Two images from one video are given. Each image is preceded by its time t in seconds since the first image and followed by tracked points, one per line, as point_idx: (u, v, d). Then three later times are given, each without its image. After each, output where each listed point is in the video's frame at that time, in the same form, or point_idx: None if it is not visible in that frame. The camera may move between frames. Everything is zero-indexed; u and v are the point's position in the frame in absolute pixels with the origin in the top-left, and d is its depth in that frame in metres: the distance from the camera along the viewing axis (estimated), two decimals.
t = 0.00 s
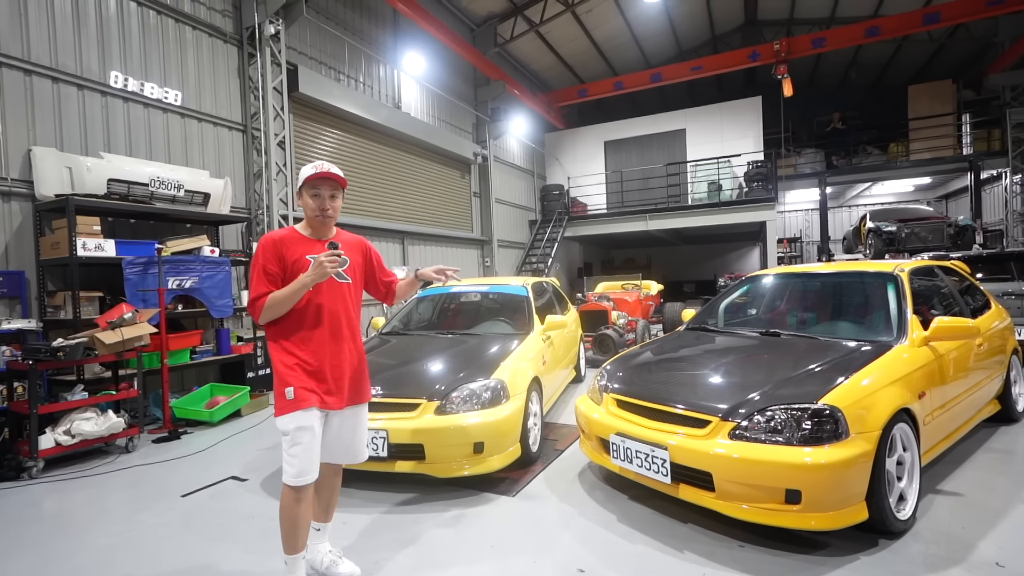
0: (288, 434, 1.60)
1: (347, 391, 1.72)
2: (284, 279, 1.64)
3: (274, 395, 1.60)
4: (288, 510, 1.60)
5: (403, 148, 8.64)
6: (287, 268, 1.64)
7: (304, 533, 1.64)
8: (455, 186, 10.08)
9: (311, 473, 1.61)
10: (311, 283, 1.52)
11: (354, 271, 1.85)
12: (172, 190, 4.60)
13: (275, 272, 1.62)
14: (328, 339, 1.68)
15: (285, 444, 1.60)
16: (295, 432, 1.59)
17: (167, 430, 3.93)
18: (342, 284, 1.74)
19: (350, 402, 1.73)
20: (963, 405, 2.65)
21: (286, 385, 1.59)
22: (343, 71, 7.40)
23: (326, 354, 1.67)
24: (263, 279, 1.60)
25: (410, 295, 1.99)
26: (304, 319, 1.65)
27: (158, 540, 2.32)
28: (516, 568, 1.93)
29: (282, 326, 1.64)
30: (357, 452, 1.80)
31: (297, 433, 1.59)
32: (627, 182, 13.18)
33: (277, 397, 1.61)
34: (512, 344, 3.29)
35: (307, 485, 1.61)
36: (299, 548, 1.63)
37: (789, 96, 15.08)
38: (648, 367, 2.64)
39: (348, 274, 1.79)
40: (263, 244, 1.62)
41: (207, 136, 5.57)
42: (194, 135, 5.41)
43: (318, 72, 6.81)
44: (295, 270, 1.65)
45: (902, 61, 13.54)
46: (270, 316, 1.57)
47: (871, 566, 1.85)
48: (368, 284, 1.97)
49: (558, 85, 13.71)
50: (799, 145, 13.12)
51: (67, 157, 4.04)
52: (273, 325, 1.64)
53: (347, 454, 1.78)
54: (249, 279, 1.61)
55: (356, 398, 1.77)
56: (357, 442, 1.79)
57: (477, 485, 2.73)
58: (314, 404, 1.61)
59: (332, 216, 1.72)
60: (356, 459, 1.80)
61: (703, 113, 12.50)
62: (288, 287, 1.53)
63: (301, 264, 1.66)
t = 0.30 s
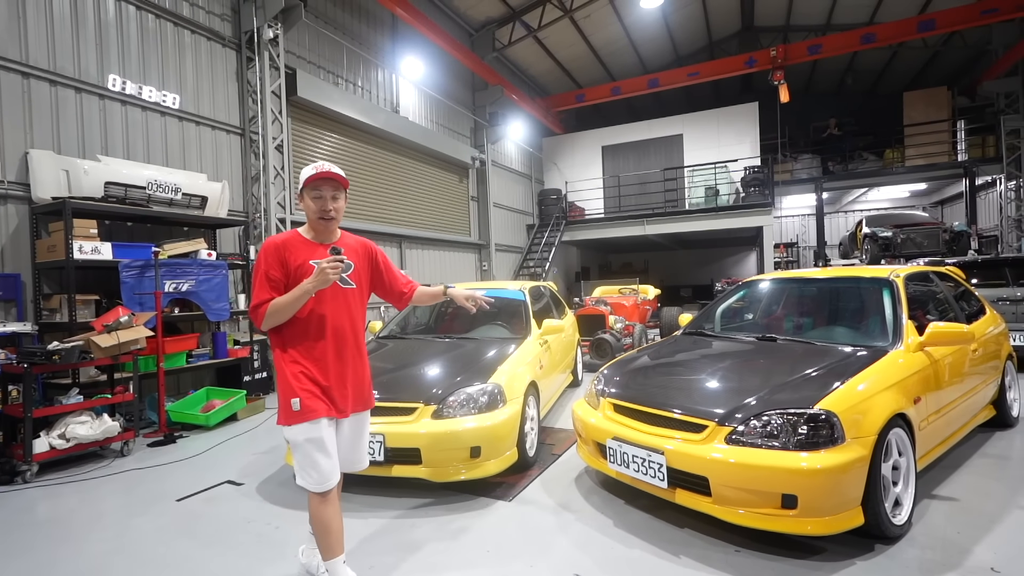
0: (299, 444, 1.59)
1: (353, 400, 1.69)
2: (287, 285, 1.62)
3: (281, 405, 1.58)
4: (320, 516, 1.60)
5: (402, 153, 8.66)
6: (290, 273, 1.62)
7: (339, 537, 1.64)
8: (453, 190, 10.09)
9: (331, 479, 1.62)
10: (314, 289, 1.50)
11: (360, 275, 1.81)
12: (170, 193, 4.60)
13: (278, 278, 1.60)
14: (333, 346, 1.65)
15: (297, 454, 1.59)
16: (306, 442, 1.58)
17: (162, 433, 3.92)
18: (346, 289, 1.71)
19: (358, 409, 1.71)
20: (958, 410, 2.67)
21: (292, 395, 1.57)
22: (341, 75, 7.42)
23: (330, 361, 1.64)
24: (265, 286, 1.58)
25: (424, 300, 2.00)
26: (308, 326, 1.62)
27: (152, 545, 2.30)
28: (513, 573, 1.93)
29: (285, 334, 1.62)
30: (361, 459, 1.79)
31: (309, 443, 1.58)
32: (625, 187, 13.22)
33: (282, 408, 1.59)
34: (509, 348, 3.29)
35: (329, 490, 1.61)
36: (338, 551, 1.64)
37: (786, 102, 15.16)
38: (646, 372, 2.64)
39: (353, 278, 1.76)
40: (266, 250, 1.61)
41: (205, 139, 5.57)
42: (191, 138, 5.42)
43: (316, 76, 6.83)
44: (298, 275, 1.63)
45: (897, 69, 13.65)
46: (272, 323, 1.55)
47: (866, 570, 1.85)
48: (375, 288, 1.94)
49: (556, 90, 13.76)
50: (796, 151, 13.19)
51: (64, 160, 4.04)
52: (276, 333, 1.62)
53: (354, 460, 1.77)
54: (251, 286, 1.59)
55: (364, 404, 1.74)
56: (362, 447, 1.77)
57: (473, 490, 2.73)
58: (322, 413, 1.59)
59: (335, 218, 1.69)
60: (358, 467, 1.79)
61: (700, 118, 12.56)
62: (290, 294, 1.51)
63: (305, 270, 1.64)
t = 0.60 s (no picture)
0: (308, 449, 1.51)
1: (364, 403, 1.63)
2: (296, 284, 1.52)
3: (289, 410, 1.49)
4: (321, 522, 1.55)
5: (397, 154, 8.65)
6: (299, 271, 1.53)
7: (342, 541, 1.59)
8: (449, 190, 10.09)
9: (338, 486, 1.55)
10: (329, 287, 1.42)
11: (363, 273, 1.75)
12: (164, 194, 4.58)
13: (287, 277, 1.50)
14: (343, 347, 1.59)
15: (305, 460, 1.51)
16: (316, 447, 1.51)
17: (156, 436, 3.89)
18: (354, 289, 1.64)
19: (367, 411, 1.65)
20: (949, 410, 2.69)
21: (303, 400, 1.48)
22: (336, 76, 7.40)
23: (341, 363, 1.58)
24: (274, 284, 1.48)
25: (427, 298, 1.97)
26: (318, 328, 1.54)
27: (145, 547, 2.29)
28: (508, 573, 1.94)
29: (293, 336, 1.52)
30: (368, 461, 1.72)
31: (319, 448, 1.51)
32: (620, 188, 13.25)
33: (290, 413, 1.50)
34: (504, 349, 3.30)
35: (333, 498, 1.55)
36: (339, 557, 1.57)
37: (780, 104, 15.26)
38: (641, 373, 2.65)
39: (359, 277, 1.70)
40: (272, 246, 1.50)
41: (199, 140, 5.56)
42: (186, 138, 5.40)
43: (311, 76, 6.81)
44: (307, 274, 1.54)
45: (890, 71, 13.78)
46: (283, 324, 1.46)
47: (858, 569, 1.86)
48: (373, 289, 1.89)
49: (552, 92, 13.79)
50: (790, 153, 13.28)
51: (56, 160, 4.00)
52: (283, 335, 1.52)
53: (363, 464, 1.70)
54: (257, 285, 1.48)
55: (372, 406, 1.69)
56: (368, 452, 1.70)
57: (469, 491, 2.73)
58: (335, 417, 1.52)
59: (344, 213, 1.61)
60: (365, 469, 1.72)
61: (695, 120, 12.61)
62: (303, 293, 1.42)
63: (314, 267, 1.55)
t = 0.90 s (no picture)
0: (303, 461, 1.41)
1: (364, 412, 1.55)
2: (297, 286, 1.41)
3: (286, 420, 1.37)
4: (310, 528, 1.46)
5: (389, 155, 8.63)
6: (301, 272, 1.42)
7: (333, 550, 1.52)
8: (441, 192, 10.07)
9: (330, 499, 1.45)
10: (336, 289, 1.34)
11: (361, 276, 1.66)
12: (153, 194, 4.54)
13: (288, 277, 1.38)
14: (344, 353, 1.50)
15: (299, 473, 1.40)
16: (312, 459, 1.41)
17: (144, 439, 3.85)
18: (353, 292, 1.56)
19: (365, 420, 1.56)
20: (934, 410, 2.73)
21: (302, 409, 1.38)
22: (328, 77, 7.38)
23: (341, 370, 1.48)
24: (276, 285, 1.35)
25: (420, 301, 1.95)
26: (319, 333, 1.43)
27: (132, 552, 2.27)
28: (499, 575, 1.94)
29: (292, 341, 1.40)
30: (369, 471, 1.63)
31: (315, 460, 1.41)
32: (612, 191, 13.32)
33: (286, 424, 1.38)
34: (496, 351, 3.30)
35: (325, 512, 1.45)
36: (331, 564, 1.51)
37: (770, 108, 15.42)
38: (633, 374, 2.66)
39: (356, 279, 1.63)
40: (272, 245, 1.37)
41: (189, 140, 5.51)
42: (175, 139, 5.36)
43: (302, 77, 6.77)
44: (309, 275, 1.43)
45: (876, 77, 13.99)
46: (285, 329, 1.34)
47: (846, 568, 1.89)
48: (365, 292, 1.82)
49: (544, 94, 13.84)
50: (779, 156, 13.43)
51: (42, 160, 3.91)
52: (279, 340, 1.40)
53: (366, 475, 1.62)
54: (255, 286, 1.35)
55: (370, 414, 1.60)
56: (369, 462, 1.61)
57: (460, 493, 2.73)
58: (336, 427, 1.43)
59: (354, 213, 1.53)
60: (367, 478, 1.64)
61: (686, 123, 12.72)
62: (309, 294, 1.32)
63: (316, 268, 1.44)
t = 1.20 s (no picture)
0: (310, 467, 1.41)
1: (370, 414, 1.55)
2: (301, 289, 1.39)
3: (294, 428, 1.37)
4: (310, 535, 1.46)
5: (383, 155, 8.62)
6: (304, 274, 1.40)
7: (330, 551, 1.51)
8: (436, 192, 10.07)
9: (331, 507, 1.45)
10: (343, 291, 1.34)
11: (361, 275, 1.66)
12: (145, 195, 4.52)
13: (293, 281, 1.37)
14: (351, 356, 1.49)
15: (306, 480, 1.40)
16: (320, 466, 1.41)
17: (136, 440, 3.83)
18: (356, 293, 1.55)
19: (372, 422, 1.57)
20: (925, 410, 2.77)
21: (310, 415, 1.38)
22: (323, 77, 7.36)
23: (349, 374, 1.48)
24: (282, 290, 1.33)
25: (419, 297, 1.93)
26: (325, 337, 1.42)
27: (124, 554, 2.26)
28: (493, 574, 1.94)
29: (297, 346, 1.39)
30: (385, 467, 1.64)
31: (323, 466, 1.41)
32: (607, 192, 13.36)
33: (294, 430, 1.38)
34: (491, 352, 3.30)
35: (326, 519, 1.45)
36: (325, 567, 1.50)
37: (763, 109, 15.52)
38: (627, 375, 2.67)
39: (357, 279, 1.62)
40: (275, 248, 1.35)
41: (182, 140, 5.49)
42: (168, 139, 5.33)
43: (296, 77, 6.75)
44: (313, 278, 1.42)
45: (868, 79, 14.11)
46: (294, 333, 1.33)
47: (836, 565, 1.91)
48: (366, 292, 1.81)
49: (539, 95, 13.86)
50: (773, 157, 13.52)
51: (34, 160, 3.85)
52: (285, 346, 1.38)
53: (383, 473, 1.63)
54: (260, 291, 1.33)
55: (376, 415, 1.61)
56: (381, 462, 1.62)
57: (455, 493, 2.73)
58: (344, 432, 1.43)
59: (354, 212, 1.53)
60: (386, 476, 1.65)
61: (680, 125, 12.78)
62: (317, 298, 1.32)
63: (320, 270, 1.44)
